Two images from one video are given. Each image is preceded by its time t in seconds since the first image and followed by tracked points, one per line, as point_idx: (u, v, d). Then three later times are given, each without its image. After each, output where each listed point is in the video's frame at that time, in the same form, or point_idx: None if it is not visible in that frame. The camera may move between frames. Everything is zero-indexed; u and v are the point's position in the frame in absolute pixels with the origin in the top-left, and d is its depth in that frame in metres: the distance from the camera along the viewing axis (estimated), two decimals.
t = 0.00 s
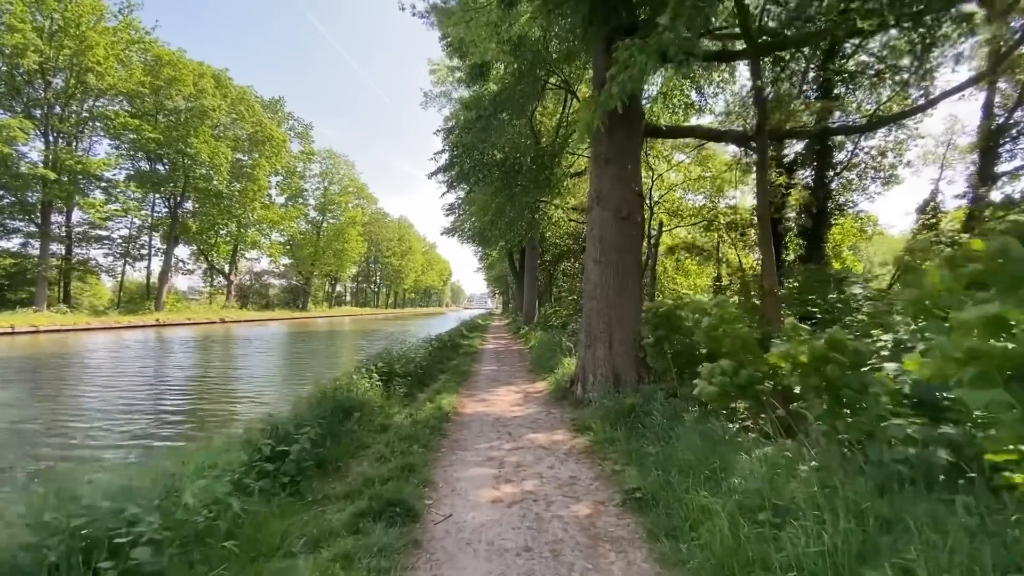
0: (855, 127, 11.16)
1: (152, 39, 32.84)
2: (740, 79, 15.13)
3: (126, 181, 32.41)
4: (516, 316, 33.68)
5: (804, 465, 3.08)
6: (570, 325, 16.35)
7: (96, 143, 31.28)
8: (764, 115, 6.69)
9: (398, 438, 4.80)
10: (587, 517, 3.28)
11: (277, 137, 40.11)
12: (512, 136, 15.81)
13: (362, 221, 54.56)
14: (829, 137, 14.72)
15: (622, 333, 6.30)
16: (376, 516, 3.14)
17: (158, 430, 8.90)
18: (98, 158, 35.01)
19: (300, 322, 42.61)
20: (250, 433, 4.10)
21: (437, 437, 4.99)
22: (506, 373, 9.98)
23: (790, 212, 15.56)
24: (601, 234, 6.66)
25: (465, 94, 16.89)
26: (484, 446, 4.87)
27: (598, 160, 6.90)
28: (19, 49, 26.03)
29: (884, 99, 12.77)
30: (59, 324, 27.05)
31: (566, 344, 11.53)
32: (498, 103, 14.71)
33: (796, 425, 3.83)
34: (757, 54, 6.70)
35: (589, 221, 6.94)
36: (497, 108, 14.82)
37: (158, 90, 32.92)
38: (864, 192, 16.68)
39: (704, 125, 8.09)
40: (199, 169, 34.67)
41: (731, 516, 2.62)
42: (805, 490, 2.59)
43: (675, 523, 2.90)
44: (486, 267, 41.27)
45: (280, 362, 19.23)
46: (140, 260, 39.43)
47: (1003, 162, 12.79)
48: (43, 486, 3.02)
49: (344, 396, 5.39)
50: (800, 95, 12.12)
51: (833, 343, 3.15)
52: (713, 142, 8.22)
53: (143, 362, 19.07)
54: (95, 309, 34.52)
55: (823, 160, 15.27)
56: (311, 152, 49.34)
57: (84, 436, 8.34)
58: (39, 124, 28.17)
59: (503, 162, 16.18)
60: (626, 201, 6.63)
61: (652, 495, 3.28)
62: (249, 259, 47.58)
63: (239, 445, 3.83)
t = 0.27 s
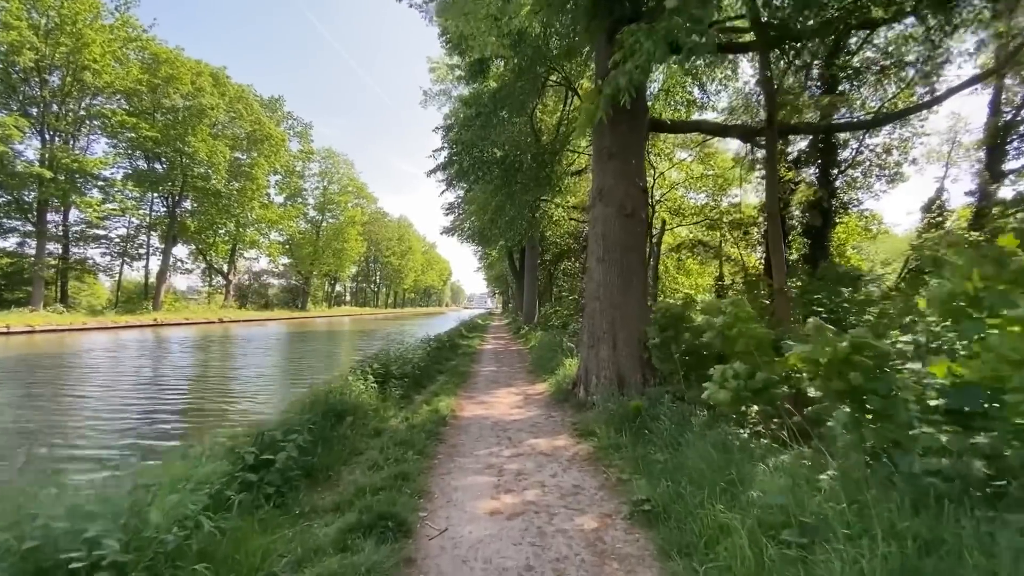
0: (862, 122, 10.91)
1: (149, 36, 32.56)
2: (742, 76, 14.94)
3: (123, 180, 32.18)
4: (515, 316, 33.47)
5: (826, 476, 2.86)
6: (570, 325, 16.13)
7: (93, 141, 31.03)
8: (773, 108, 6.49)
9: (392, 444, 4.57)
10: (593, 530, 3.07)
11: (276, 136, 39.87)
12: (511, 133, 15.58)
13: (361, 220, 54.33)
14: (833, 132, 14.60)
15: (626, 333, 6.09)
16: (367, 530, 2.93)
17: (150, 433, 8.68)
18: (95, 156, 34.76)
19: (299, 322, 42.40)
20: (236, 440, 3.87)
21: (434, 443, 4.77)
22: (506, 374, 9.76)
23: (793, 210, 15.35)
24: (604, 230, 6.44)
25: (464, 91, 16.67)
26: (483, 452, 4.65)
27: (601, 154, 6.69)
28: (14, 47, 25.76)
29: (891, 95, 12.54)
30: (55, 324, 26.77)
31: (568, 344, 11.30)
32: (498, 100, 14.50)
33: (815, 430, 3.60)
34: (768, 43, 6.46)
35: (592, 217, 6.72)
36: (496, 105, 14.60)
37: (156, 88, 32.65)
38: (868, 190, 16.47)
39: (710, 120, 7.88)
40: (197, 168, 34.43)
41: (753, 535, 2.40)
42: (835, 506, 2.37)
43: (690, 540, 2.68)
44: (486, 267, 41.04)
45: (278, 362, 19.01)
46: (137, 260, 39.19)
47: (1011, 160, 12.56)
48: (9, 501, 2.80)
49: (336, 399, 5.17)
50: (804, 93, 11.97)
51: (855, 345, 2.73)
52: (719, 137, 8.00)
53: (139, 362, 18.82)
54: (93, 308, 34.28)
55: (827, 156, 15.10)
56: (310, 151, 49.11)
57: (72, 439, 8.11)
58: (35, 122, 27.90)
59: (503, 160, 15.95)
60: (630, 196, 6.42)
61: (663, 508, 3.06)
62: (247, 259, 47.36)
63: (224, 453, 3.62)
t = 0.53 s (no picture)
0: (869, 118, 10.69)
1: (147, 34, 32.29)
2: (746, 72, 14.73)
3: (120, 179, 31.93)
4: (516, 316, 33.25)
5: (853, 490, 2.64)
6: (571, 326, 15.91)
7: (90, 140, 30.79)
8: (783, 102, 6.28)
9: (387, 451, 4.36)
10: (601, 548, 2.85)
11: (274, 135, 39.63)
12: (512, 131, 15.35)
13: (360, 220, 54.11)
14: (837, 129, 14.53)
15: (631, 335, 5.86)
16: (357, 548, 2.71)
17: (144, 434, 8.48)
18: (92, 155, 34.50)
19: (298, 322, 42.15)
20: (221, 449, 3.66)
21: (432, 450, 4.55)
22: (506, 376, 9.55)
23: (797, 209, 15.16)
24: (608, 227, 6.23)
25: (463, 87, 16.43)
26: (483, 460, 4.43)
27: (605, 149, 6.48)
28: (10, 44, 25.50)
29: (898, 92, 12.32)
30: (51, 323, 26.53)
31: (569, 345, 11.09)
32: (498, 96, 14.26)
33: (837, 438, 3.37)
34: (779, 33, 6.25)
35: (595, 214, 6.51)
36: (497, 102, 14.38)
37: (153, 87, 32.39)
38: (873, 189, 16.26)
39: (717, 115, 7.66)
40: (195, 167, 34.16)
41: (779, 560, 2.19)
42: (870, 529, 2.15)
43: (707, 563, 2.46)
44: (486, 266, 40.81)
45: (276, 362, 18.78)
46: (135, 259, 38.96)
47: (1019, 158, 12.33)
48: None
49: (329, 404, 4.95)
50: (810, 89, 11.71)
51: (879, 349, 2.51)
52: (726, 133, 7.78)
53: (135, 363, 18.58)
54: (90, 308, 34.04)
55: (832, 154, 14.98)
56: (310, 150, 48.88)
57: (60, 442, 7.88)
58: (31, 120, 27.64)
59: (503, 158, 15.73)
60: (635, 192, 6.20)
61: (677, 526, 2.84)
62: (246, 258, 47.13)
63: (207, 462, 3.41)
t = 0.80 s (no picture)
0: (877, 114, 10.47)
1: (144, 33, 31.99)
2: (750, 70, 14.53)
3: (117, 178, 31.69)
4: (516, 316, 33.02)
5: (883, 515, 2.43)
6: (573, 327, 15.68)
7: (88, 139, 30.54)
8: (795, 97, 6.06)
9: (381, 462, 4.13)
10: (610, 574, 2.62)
11: (273, 134, 39.37)
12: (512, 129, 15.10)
13: (360, 220, 53.87)
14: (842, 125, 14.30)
15: (636, 338, 5.64)
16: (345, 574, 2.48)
17: (137, 438, 8.27)
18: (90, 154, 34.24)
19: (297, 322, 41.95)
20: (203, 463, 3.43)
21: (429, 461, 4.32)
22: (506, 379, 9.33)
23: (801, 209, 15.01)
24: (613, 226, 6.01)
25: (463, 84, 16.20)
26: (481, 470, 4.21)
27: (609, 145, 6.26)
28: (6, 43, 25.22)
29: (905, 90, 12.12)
30: (47, 324, 26.27)
31: (570, 347, 10.88)
32: (499, 94, 14.05)
33: (860, 453, 3.15)
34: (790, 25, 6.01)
35: (599, 213, 6.29)
36: (498, 99, 14.16)
37: (151, 85, 32.10)
38: (878, 188, 16.03)
39: (724, 111, 7.43)
40: (193, 166, 33.93)
41: None
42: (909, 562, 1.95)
43: None
44: (486, 266, 40.57)
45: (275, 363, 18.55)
46: (133, 259, 38.72)
47: None
48: None
49: (321, 411, 4.73)
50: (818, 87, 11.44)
51: (905, 357, 2.30)
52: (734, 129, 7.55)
53: (132, 364, 18.34)
54: (87, 308, 33.81)
55: (837, 151, 14.73)
56: (309, 150, 48.65)
57: (48, 446, 7.65)
58: (28, 119, 27.37)
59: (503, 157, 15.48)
60: (640, 190, 5.98)
61: (692, 550, 2.63)
62: (245, 258, 46.88)
63: (187, 478, 3.17)
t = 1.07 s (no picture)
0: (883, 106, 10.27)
1: (142, 30, 31.72)
2: (754, 65, 14.30)
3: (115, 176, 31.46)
4: (516, 316, 32.77)
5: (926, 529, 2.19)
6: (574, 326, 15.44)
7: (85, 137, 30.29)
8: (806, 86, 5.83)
9: (373, 466, 3.89)
10: None
11: (272, 132, 39.11)
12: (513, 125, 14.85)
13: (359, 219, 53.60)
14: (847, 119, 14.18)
15: (642, 336, 5.40)
16: None
17: (129, 438, 8.04)
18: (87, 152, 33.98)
19: (296, 322, 41.69)
20: (181, 467, 3.19)
21: (425, 465, 4.09)
22: (506, 379, 9.09)
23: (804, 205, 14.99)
24: (618, 220, 5.78)
25: (463, 80, 15.92)
26: (480, 475, 3.97)
27: (614, 136, 6.04)
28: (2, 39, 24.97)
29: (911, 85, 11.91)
30: (42, 323, 25.94)
31: (572, 346, 10.64)
32: (500, 89, 13.82)
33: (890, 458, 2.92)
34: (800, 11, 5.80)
35: (603, 206, 6.06)
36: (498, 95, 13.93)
37: (148, 83, 31.84)
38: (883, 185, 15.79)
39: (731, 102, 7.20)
40: (191, 165, 33.67)
41: None
42: None
43: None
44: (486, 265, 40.33)
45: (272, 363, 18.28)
46: (131, 258, 38.47)
47: None
48: None
49: (312, 412, 4.49)
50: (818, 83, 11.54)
51: (939, 352, 2.09)
52: (741, 121, 7.32)
53: (127, 364, 18.07)
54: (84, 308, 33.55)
55: (841, 146, 14.59)
56: (308, 149, 48.39)
57: (33, 448, 7.41)
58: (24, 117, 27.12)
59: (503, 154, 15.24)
60: (646, 182, 5.76)
61: (713, 565, 2.40)
62: (244, 258, 46.60)
63: (163, 481, 2.94)
